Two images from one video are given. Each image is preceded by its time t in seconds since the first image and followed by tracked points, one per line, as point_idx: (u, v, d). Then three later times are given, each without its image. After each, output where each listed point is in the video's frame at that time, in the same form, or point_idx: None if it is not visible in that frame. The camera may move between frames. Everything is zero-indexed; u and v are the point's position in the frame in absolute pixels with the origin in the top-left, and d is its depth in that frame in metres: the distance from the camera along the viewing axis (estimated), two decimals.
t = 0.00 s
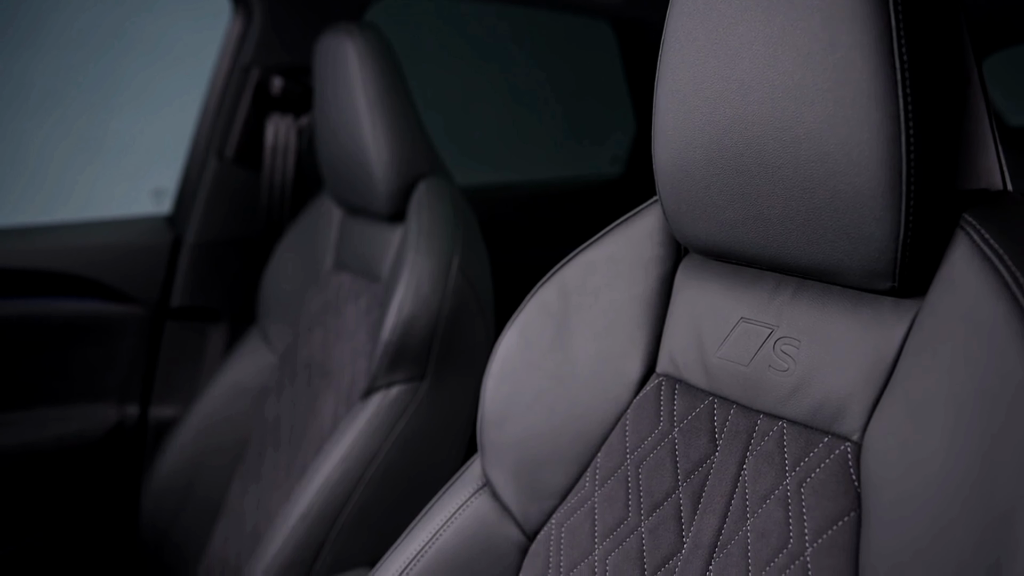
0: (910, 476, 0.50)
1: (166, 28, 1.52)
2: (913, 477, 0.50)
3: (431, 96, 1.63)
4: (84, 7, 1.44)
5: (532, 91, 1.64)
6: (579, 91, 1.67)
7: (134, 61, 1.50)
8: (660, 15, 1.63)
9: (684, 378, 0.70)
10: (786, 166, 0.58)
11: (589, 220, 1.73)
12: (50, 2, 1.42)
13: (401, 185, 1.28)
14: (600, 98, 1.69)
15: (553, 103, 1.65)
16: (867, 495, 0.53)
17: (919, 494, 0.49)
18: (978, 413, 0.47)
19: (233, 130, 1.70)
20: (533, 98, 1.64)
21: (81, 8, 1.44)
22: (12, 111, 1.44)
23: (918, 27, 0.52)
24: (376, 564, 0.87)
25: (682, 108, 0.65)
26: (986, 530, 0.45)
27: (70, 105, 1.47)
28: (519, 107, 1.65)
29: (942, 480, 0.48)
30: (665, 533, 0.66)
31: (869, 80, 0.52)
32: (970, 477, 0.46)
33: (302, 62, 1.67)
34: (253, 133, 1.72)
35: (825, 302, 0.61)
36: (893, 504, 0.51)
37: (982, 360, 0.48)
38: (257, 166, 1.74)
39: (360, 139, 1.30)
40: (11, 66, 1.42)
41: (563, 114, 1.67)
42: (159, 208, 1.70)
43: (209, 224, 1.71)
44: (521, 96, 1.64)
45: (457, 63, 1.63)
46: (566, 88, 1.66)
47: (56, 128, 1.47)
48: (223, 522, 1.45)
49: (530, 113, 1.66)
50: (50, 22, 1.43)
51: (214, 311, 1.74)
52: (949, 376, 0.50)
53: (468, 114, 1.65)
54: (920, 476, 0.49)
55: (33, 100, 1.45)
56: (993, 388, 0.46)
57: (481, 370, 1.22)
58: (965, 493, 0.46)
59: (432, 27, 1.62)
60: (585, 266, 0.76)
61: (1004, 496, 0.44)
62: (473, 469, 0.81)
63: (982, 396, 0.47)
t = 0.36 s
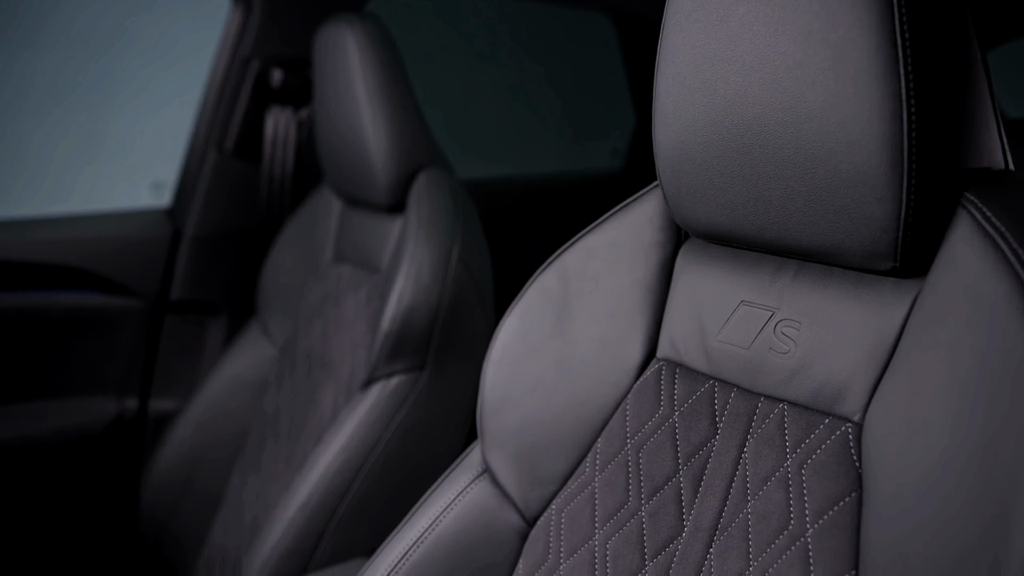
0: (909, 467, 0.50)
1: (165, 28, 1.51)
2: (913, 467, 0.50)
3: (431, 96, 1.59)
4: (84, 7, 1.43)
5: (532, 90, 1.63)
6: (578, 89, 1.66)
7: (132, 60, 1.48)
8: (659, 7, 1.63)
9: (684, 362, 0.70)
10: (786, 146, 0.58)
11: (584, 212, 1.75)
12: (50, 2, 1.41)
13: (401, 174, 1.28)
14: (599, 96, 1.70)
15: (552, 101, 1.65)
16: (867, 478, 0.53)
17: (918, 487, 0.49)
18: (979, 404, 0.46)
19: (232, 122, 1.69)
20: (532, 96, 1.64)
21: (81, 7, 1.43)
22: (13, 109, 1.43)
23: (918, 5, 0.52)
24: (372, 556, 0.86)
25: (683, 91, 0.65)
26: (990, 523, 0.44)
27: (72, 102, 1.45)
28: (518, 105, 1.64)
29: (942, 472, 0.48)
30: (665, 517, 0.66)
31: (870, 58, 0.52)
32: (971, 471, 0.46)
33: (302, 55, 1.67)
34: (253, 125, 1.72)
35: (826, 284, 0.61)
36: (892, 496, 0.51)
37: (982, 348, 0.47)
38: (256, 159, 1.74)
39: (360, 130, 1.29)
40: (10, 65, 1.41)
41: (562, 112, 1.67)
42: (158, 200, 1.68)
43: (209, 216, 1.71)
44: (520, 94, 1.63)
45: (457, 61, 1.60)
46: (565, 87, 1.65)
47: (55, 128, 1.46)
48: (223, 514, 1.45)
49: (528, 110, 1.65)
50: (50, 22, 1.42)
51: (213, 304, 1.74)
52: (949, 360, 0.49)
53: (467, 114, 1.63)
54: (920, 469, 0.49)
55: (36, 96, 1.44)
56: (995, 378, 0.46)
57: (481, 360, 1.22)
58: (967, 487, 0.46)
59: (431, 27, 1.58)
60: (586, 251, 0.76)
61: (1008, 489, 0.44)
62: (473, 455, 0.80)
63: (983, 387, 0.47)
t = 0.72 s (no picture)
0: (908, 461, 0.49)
1: (165, 28, 1.53)
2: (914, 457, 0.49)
3: (433, 96, 1.56)
4: (83, 8, 1.45)
5: (533, 89, 1.55)
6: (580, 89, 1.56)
7: (133, 57, 1.50)
8: None
9: (685, 343, 0.70)
10: (788, 123, 0.57)
11: (585, 206, 1.68)
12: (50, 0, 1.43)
13: (401, 163, 1.28)
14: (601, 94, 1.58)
15: (552, 101, 1.56)
16: (868, 456, 0.53)
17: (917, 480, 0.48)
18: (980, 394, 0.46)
19: (232, 114, 1.69)
20: (532, 97, 1.56)
21: (80, 8, 1.45)
22: (12, 112, 1.44)
23: None
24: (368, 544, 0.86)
25: (684, 70, 0.65)
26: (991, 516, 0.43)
27: (75, 99, 1.47)
28: (518, 103, 1.57)
29: (942, 457, 0.47)
30: (665, 498, 0.65)
31: (871, 32, 0.52)
32: (972, 465, 0.45)
33: (302, 46, 1.67)
34: (253, 117, 1.72)
35: (827, 262, 0.60)
36: (892, 489, 0.50)
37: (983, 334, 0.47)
38: (256, 150, 1.74)
39: (360, 119, 1.29)
40: (10, 65, 1.42)
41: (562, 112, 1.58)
42: (157, 191, 1.68)
43: (209, 208, 1.71)
44: (522, 92, 1.56)
45: (457, 60, 1.55)
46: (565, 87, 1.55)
47: (61, 120, 1.47)
48: (222, 505, 1.45)
49: (529, 109, 1.58)
50: (50, 22, 1.44)
51: (214, 295, 1.74)
52: (949, 342, 0.49)
53: (468, 107, 1.58)
54: (919, 461, 0.48)
55: (35, 95, 1.45)
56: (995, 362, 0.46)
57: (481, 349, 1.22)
58: (968, 481, 0.45)
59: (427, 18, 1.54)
60: (585, 234, 0.75)
61: (1008, 467, 0.43)
62: (473, 439, 0.80)
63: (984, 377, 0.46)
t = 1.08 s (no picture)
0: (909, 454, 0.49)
1: (165, 29, 1.55)
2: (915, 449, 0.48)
3: (432, 89, 1.58)
4: (82, 10, 1.47)
5: (532, 90, 1.50)
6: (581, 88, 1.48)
7: (133, 54, 1.52)
8: None
9: (685, 324, 0.70)
10: (788, 99, 0.57)
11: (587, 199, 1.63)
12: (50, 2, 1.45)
13: (401, 152, 1.28)
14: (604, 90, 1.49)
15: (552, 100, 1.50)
16: (869, 431, 0.53)
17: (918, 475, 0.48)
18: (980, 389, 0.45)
19: (231, 105, 1.69)
20: (531, 96, 1.51)
21: (80, 10, 1.47)
22: (13, 109, 1.47)
23: None
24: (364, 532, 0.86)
25: (684, 49, 0.65)
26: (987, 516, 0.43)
27: (75, 96, 1.50)
28: (519, 104, 1.54)
29: (943, 428, 0.47)
30: (665, 478, 0.65)
31: (872, 5, 0.51)
32: (971, 465, 0.44)
33: (301, 36, 1.67)
34: (252, 108, 1.72)
35: (828, 239, 0.60)
36: (893, 463, 0.50)
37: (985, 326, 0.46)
38: (256, 141, 1.74)
39: (360, 109, 1.29)
40: (10, 63, 1.45)
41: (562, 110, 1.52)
42: (157, 182, 1.69)
43: (208, 199, 1.70)
44: (522, 93, 1.51)
45: (456, 59, 1.55)
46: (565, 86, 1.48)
47: (63, 116, 1.50)
48: (222, 495, 1.45)
49: (529, 109, 1.54)
50: (48, 22, 1.46)
51: (214, 286, 1.74)
52: (952, 330, 0.48)
53: (467, 100, 1.58)
54: (920, 455, 0.48)
55: (36, 92, 1.48)
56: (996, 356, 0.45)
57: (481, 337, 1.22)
58: (966, 479, 0.44)
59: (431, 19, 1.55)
60: (586, 217, 0.75)
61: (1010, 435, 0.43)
62: (474, 421, 0.79)
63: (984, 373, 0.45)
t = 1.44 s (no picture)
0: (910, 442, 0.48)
1: (165, 28, 1.53)
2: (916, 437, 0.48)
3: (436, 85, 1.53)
4: (81, 10, 1.44)
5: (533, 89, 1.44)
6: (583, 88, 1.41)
7: (133, 53, 1.50)
8: None
9: (685, 304, 0.69)
10: (789, 76, 0.57)
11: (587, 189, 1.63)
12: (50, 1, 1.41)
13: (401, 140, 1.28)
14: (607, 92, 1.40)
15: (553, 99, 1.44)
16: (870, 407, 0.53)
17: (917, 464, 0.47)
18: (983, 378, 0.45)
19: (230, 96, 1.69)
20: (534, 95, 1.45)
21: (79, 10, 1.44)
22: (10, 109, 1.43)
23: None
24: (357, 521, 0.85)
25: (685, 28, 0.64)
26: (986, 509, 0.42)
27: (75, 96, 1.46)
28: (521, 103, 1.48)
29: (944, 401, 0.47)
30: (666, 457, 0.65)
31: None
32: (972, 444, 0.44)
33: (301, 27, 1.67)
34: (252, 99, 1.72)
35: (829, 217, 0.60)
36: (894, 438, 0.50)
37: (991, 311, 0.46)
38: (255, 132, 1.74)
39: (360, 97, 1.28)
40: (10, 62, 1.42)
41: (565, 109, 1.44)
42: (156, 173, 1.68)
43: (207, 190, 1.70)
44: (524, 93, 1.46)
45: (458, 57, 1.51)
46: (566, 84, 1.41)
47: (63, 114, 1.47)
48: (222, 485, 1.45)
49: (531, 110, 1.48)
50: (49, 20, 1.42)
51: (213, 278, 1.74)
52: (955, 313, 0.48)
53: (471, 98, 1.53)
54: (921, 443, 0.47)
55: (36, 92, 1.44)
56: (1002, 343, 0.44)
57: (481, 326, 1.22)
58: (966, 470, 0.44)
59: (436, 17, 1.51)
60: (586, 200, 0.75)
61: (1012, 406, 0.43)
62: (474, 404, 0.79)
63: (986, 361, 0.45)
